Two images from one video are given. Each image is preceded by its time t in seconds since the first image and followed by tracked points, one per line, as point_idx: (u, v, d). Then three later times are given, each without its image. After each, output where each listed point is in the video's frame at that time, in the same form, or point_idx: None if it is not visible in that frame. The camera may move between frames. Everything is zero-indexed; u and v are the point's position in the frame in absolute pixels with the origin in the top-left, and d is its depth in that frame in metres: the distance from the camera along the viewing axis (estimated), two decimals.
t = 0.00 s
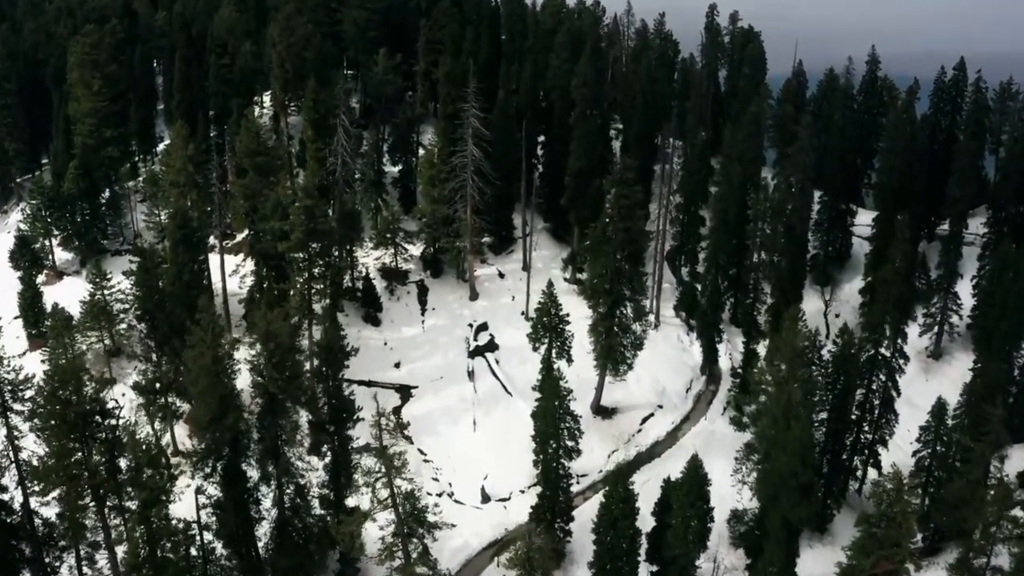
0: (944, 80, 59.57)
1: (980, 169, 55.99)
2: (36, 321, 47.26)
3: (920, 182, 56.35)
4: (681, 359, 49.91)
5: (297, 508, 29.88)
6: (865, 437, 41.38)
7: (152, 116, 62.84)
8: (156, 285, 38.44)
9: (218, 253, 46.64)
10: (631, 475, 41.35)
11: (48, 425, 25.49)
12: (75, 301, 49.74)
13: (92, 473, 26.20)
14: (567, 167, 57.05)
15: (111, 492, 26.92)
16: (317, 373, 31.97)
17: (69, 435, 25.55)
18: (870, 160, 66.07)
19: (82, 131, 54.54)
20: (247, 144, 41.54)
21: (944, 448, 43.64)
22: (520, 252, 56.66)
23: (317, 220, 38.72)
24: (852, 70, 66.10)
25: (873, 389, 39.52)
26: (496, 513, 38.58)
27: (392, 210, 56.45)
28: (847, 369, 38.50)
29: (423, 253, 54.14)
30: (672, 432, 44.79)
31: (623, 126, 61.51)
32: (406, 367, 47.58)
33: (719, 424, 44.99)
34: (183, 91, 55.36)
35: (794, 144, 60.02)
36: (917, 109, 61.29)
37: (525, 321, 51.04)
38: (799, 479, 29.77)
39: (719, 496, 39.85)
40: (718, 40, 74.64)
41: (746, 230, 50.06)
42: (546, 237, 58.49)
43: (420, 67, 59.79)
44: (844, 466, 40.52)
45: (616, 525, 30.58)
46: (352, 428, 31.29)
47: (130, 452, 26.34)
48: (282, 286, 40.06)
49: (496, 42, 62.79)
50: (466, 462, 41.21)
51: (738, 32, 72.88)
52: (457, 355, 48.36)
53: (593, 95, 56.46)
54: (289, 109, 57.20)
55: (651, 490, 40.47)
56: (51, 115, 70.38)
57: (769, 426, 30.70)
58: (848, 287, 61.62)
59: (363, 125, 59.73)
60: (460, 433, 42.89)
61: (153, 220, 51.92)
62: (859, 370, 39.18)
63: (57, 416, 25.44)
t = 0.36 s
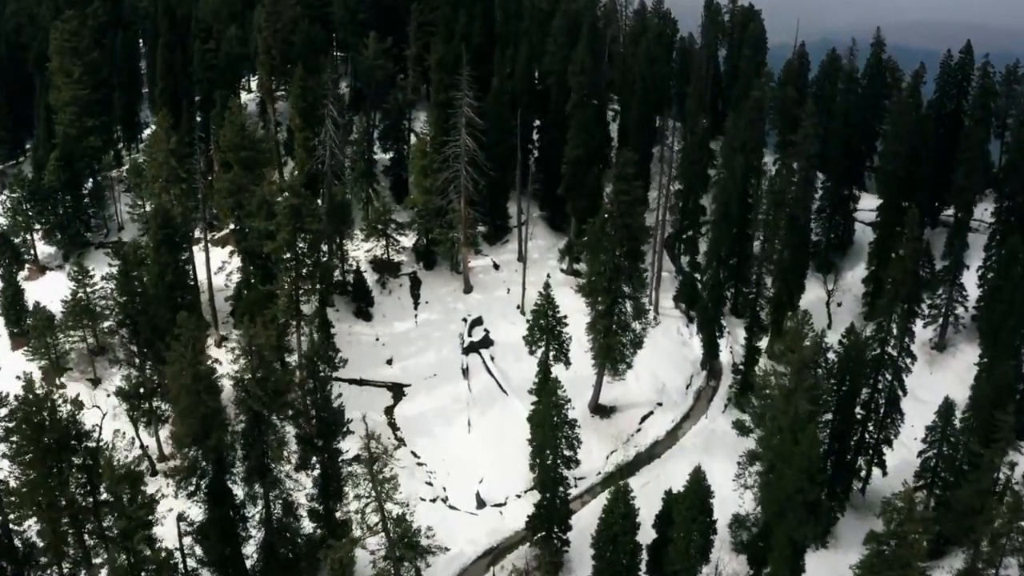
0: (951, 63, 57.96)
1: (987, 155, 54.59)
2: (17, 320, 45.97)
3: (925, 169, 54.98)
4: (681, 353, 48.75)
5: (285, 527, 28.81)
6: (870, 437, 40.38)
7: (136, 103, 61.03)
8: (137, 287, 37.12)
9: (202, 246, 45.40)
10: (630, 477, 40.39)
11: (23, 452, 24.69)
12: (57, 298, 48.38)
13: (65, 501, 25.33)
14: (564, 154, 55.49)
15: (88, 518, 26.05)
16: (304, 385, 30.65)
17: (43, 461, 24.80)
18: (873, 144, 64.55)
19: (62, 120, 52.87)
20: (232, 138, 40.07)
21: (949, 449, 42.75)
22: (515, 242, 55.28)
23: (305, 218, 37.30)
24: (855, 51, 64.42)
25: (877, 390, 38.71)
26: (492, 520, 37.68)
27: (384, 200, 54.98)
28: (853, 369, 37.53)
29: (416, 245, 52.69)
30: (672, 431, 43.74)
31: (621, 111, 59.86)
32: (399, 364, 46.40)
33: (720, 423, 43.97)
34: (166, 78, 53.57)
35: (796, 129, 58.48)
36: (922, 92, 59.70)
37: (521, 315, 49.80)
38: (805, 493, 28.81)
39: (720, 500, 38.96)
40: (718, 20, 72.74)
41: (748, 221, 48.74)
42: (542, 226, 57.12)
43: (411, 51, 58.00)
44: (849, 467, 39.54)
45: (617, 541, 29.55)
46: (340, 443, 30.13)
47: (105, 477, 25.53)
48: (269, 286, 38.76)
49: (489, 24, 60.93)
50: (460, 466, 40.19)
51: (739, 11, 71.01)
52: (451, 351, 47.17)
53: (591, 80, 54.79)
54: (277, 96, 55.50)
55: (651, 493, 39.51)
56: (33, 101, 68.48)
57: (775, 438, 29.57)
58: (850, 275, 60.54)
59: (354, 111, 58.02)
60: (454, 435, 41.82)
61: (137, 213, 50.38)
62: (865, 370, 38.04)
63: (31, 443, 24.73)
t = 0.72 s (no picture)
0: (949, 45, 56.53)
1: (985, 139, 53.37)
2: None
3: (923, 154, 53.77)
4: (674, 347, 47.71)
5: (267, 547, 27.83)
6: (868, 435, 39.59)
7: (112, 90, 59.25)
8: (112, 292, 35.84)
9: (180, 242, 44.16)
10: (623, 479, 39.51)
11: None
12: (34, 297, 47.05)
13: (33, 534, 24.27)
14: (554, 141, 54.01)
15: (59, 547, 25.16)
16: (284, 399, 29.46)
17: (12, 493, 23.88)
18: (868, 126, 63.24)
19: (35, 111, 51.19)
20: (209, 133, 38.55)
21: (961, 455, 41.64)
22: (504, 232, 53.95)
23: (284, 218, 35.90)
24: (851, 31, 62.86)
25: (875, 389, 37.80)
26: (482, 526, 36.82)
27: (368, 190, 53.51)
28: (851, 368, 36.56)
29: (402, 236, 51.34)
30: (666, 429, 42.83)
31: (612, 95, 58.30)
32: (385, 362, 45.24)
33: (715, 420, 43.11)
34: (142, 66, 51.79)
35: (791, 113, 57.09)
36: (920, 74, 58.31)
37: (510, 310, 48.65)
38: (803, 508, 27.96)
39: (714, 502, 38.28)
40: None
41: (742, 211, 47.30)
42: (532, 216, 55.81)
43: (395, 35, 56.24)
44: (847, 467, 38.74)
45: (610, 556, 28.69)
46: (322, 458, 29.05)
47: (76, 506, 24.54)
48: (249, 288, 37.50)
49: (476, 5, 59.09)
50: (448, 469, 39.22)
51: None
52: (439, 348, 46.00)
53: (581, 65, 53.18)
54: (257, 83, 53.78)
55: (645, 496, 38.65)
56: (7, 87, 66.51)
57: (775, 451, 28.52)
58: (845, 261, 59.58)
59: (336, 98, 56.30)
60: (442, 437, 40.75)
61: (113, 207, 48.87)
62: (864, 370, 37.09)
63: (1, 473, 23.86)
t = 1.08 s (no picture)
0: (944, 29, 55.33)
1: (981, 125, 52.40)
2: None
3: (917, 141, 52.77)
4: (664, 342, 46.83)
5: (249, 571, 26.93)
6: (863, 434, 38.99)
7: (86, 81, 57.52)
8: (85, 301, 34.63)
9: (156, 241, 42.87)
10: (615, 482, 38.77)
11: None
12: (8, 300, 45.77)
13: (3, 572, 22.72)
14: (541, 131, 52.70)
15: None
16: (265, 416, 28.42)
17: None
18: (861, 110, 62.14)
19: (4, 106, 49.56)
20: (183, 132, 37.12)
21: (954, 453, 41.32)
22: (490, 224, 52.73)
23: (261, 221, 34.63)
24: (844, 13, 61.52)
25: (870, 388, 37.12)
26: (471, 534, 36.06)
27: (350, 182, 52.15)
28: (847, 368, 35.79)
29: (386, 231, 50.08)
30: (658, 428, 42.05)
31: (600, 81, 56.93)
32: (370, 361, 44.19)
33: (707, 419, 42.45)
34: (115, 58, 50.15)
35: (782, 99, 55.92)
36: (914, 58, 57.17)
37: (497, 306, 47.61)
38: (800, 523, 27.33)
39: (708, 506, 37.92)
40: None
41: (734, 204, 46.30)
42: (519, 207, 54.62)
43: (376, 21, 54.58)
44: (841, 467, 38.11)
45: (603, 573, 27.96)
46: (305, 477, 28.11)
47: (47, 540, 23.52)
48: (228, 293, 36.33)
49: None
50: (435, 475, 38.33)
51: None
52: (424, 347, 44.96)
53: (568, 52, 51.75)
54: (235, 74, 52.17)
55: (637, 499, 37.95)
56: None
57: (776, 467, 27.87)
58: (837, 248, 58.74)
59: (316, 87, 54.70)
60: (428, 440, 39.81)
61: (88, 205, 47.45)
62: (859, 370, 36.36)
63: None
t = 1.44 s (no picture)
0: (937, 10, 54.08)
1: (974, 111, 51.36)
2: None
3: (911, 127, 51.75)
4: (653, 338, 45.89)
5: None
6: (855, 434, 38.37)
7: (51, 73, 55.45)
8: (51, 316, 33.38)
9: (127, 244, 41.41)
10: (604, 488, 38.04)
11: None
12: None
13: None
14: (524, 121, 51.24)
15: None
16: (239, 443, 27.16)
17: None
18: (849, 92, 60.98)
19: None
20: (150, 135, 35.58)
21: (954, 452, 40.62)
22: (472, 217, 51.40)
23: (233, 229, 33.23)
24: None
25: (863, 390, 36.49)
26: (458, 545, 35.35)
27: (328, 176, 50.62)
28: (840, 369, 35.19)
29: (364, 226, 48.65)
30: (647, 429, 41.22)
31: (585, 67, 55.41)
32: (351, 364, 43.07)
33: (698, 419, 41.73)
34: (81, 51, 48.18)
35: (771, 84, 54.67)
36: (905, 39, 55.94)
37: (481, 303, 46.46)
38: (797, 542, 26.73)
39: (699, 511, 37.34)
40: None
41: (724, 197, 45.18)
42: (502, 198, 53.31)
43: (352, 8, 52.75)
44: (834, 469, 37.54)
45: None
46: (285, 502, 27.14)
47: None
48: (203, 303, 35.02)
49: None
50: (420, 484, 37.44)
51: None
52: (406, 348, 43.83)
53: (553, 40, 50.23)
54: (207, 65, 50.38)
55: (626, 505, 37.29)
56: None
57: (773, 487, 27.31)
58: (825, 235, 57.85)
59: (290, 76, 52.93)
60: (412, 447, 38.85)
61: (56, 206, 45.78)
62: (854, 370, 35.64)
63: None
